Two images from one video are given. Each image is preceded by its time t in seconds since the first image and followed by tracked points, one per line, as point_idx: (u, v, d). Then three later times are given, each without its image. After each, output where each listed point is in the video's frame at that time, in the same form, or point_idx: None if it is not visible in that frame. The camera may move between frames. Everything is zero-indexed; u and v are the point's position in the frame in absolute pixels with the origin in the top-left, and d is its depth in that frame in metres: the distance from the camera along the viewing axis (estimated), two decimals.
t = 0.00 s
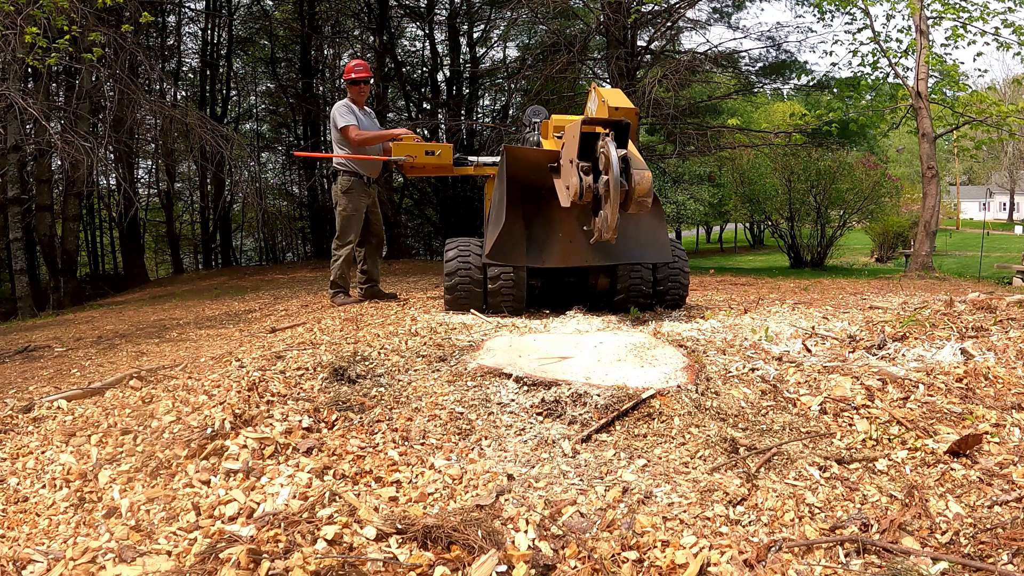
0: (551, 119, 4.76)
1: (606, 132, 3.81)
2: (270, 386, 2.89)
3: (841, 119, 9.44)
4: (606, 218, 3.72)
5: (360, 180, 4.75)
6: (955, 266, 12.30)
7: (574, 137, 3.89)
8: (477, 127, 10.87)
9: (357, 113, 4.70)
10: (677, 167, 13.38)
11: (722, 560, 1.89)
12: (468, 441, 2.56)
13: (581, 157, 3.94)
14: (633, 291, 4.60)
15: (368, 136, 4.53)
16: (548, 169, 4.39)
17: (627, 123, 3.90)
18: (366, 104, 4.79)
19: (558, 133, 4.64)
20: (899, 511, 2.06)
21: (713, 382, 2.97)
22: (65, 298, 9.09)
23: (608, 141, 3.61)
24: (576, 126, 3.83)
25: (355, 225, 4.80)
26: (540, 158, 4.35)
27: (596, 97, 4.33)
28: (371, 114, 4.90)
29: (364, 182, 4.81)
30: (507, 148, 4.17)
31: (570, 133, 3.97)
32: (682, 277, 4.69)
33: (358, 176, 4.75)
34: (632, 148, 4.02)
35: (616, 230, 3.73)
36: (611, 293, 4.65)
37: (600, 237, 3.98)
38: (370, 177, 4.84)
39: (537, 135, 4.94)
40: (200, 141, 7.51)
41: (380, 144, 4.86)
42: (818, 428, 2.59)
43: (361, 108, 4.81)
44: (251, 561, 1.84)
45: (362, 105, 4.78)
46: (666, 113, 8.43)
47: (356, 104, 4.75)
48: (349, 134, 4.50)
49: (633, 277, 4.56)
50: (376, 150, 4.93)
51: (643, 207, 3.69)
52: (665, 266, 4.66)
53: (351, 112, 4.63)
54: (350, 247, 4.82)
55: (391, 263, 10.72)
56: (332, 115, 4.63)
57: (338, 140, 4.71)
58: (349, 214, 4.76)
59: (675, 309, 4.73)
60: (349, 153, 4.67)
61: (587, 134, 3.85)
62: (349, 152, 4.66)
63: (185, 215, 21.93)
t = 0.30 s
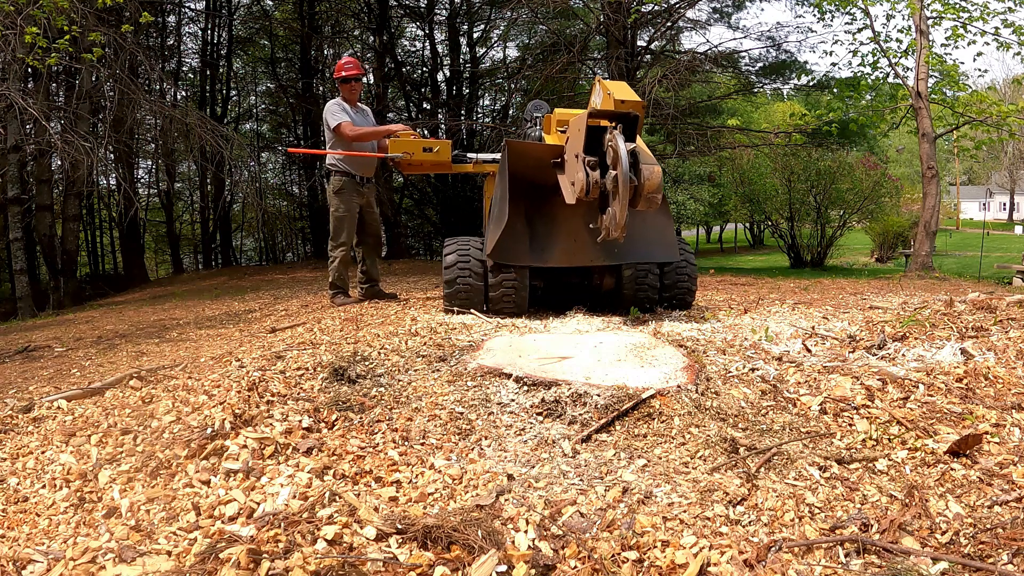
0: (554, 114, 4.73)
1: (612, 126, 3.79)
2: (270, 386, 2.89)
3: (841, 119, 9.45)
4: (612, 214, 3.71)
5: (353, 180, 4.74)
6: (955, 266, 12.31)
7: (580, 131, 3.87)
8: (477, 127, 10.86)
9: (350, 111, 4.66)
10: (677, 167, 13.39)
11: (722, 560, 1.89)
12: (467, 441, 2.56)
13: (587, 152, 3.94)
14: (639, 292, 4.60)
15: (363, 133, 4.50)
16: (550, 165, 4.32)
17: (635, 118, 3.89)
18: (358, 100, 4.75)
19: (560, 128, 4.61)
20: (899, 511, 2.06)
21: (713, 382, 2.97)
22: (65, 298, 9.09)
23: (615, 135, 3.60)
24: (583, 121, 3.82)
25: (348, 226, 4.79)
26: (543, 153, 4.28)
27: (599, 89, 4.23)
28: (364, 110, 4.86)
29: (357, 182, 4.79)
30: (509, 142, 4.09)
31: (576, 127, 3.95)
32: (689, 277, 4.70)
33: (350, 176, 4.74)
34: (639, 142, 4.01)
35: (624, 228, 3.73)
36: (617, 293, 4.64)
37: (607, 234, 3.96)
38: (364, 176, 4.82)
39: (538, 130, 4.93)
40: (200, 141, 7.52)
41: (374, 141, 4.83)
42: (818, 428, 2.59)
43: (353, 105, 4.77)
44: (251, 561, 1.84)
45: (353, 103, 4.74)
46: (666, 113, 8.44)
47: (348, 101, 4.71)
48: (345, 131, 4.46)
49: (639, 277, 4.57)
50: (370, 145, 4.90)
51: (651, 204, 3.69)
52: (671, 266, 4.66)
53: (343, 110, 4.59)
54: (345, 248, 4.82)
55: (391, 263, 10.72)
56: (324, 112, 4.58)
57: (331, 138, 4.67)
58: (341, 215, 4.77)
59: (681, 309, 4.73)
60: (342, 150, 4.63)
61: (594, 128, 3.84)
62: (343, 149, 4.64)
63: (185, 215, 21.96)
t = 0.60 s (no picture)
0: (557, 108, 4.71)
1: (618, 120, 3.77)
2: (270, 386, 2.89)
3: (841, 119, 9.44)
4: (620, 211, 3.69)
5: (347, 181, 4.75)
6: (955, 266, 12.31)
7: (586, 125, 3.84)
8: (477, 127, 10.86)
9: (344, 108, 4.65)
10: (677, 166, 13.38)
11: (722, 560, 1.89)
12: (467, 441, 2.56)
13: (593, 146, 3.91)
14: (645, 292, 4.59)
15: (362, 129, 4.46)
16: (554, 160, 4.28)
17: (642, 110, 3.86)
18: (352, 98, 4.73)
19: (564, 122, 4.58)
20: (899, 511, 2.06)
21: (713, 382, 2.97)
22: (65, 298, 9.09)
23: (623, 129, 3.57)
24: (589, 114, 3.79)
25: (344, 226, 4.80)
26: (546, 149, 4.23)
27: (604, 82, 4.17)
28: (358, 108, 4.84)
29: (352, 181, 4.79)
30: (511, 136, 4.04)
31: (581, 122, 3.93)
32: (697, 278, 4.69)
33: (344, 175, 4.74)
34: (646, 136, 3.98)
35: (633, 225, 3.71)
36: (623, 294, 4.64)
37: (613, 232, 3.92)
38: (358, 175, 4.80)
39: (543, 125, 4.91)
40: (200, 141, 7.52)
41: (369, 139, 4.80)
42: (818, 428, 2.59)
43: (347, 103, 4.75)
44: (251, 561, 1.84)
45: (345, 101, 4.71)
46: (666, 113, 8.44)
47: (341, 99, 4.68)
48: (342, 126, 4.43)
49: (645, 278, 4.55)
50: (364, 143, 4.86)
51: (660, 199, 3.68)
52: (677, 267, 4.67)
53: (338, 107, 4.56)
54: (342, 249, 4.83)
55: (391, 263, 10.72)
56: (319, 110, 4.55)
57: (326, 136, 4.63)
58: (335, 217, 4.76)
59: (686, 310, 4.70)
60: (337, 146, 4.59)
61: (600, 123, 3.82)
62: (339, 147, 4.58)
63: (185, 215, 21.97)
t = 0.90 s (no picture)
0: (561, 103, 4.67)
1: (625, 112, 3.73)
2: (270, 386, 2.89)
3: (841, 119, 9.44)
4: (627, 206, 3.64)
5: (344, 180, 4.73)
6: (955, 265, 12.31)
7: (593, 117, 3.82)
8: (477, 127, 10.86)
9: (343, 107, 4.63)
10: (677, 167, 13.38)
11: (722, 560, 1.89)
12: (467, 441, 2.56)
13: (600, 140, 3.87)
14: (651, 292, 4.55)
15: (360, 126, 4.43)
16: (558, 156, 4.30)
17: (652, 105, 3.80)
18: (351, 97, 4.71)
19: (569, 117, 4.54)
20: (899, 511, 2.06)
21: (713, 382, 2.97)
22: (65, 299, 9.09)
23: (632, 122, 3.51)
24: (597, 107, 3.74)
25: (340, 227, 4.80)
26: (549, 145, 4.25)
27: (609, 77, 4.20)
28: (357, 107, 4.82)
29: (349, 181, 4.76)
30: (513, 131, 4.06)
31: (587, 114, 3.90)
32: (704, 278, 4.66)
33: (342, 175, 4.72)
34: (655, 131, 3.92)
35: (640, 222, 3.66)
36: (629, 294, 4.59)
37: (621, 228, 3.88)
38: (357, 174, 4.77)
39: (547, 120, 4.90)
40: (200, 141, 7.52)
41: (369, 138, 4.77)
42: (818, 428, 2.59)
43: (346, 103, 4.74)
44: (251, 561, 1.84)
45: (345, 100, 4.69)
46: (666, 113, 8.45)
47: (340, 98, 4.67)
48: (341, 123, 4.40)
49: (651, 277, 4.52)
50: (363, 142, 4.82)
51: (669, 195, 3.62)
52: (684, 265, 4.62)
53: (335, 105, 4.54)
54: (338, 250, 4.84)
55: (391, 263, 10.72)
56: (317, 109, 4.53)
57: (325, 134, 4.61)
58: (332, 217, 4.77)
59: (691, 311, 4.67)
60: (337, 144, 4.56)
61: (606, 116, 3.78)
62: (338, 144, 4.54)
63: (185, 215, 21.97)
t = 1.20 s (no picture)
0: (565, 94, 4.57)
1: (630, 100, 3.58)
2: (270, 386, 2.89)
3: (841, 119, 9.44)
4: (633, 198, 3.51)
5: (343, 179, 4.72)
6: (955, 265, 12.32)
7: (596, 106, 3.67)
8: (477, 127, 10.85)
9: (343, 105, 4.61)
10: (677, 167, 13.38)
11: (722, 560, 1.89)
12: (467, 441, 2.56)
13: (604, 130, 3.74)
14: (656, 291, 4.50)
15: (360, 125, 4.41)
16: (562, 148, 4.17)
17: (656, 91, 3.70)
18: (349, 96, 4.69)
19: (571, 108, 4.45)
20: (899, 511, 2.06)
21: (713, 382, 2.97)
22: (65, 299, 9.09)
23: (637, 109, 3.39)
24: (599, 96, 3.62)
25: (337, 226, 4.81)
26: (553, 136, 4.13)
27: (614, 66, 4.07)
28: (356, 106, 4.81)
29: (347, 180, 4.74)
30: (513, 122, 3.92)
31: (591, 103, 3.76)
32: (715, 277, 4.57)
33: (340, 174, 4.72)
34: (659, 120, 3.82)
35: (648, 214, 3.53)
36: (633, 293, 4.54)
37: (626, 223, 3.72)
38: (356, 173, 4.76)
39: (549, 114, 4.88)
40: (200, 141, 7.53)
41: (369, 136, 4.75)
42: (818, 428, 2.59)
43: (346, 101, 4.72)
44: (251, 561, 1.84)
45: (345, 98, 4.68)
46: (666, 113, 8.46)
47: (338, 97, 4.65)
48: (340, 120, 4.38)
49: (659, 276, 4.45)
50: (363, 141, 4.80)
51: (677, 186, 3.51)
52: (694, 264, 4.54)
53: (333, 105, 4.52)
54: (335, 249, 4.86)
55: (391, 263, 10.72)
56: (315, 109, 4.51)
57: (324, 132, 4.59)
58: (327, 218, 4.78)
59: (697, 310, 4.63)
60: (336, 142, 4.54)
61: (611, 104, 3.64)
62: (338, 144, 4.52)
63: (185, 215, 21.98)
